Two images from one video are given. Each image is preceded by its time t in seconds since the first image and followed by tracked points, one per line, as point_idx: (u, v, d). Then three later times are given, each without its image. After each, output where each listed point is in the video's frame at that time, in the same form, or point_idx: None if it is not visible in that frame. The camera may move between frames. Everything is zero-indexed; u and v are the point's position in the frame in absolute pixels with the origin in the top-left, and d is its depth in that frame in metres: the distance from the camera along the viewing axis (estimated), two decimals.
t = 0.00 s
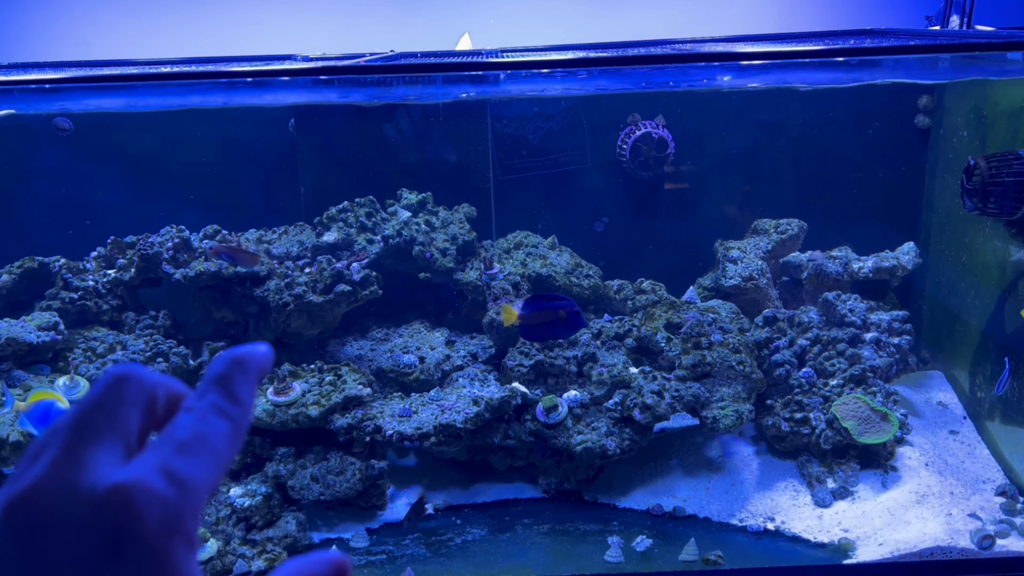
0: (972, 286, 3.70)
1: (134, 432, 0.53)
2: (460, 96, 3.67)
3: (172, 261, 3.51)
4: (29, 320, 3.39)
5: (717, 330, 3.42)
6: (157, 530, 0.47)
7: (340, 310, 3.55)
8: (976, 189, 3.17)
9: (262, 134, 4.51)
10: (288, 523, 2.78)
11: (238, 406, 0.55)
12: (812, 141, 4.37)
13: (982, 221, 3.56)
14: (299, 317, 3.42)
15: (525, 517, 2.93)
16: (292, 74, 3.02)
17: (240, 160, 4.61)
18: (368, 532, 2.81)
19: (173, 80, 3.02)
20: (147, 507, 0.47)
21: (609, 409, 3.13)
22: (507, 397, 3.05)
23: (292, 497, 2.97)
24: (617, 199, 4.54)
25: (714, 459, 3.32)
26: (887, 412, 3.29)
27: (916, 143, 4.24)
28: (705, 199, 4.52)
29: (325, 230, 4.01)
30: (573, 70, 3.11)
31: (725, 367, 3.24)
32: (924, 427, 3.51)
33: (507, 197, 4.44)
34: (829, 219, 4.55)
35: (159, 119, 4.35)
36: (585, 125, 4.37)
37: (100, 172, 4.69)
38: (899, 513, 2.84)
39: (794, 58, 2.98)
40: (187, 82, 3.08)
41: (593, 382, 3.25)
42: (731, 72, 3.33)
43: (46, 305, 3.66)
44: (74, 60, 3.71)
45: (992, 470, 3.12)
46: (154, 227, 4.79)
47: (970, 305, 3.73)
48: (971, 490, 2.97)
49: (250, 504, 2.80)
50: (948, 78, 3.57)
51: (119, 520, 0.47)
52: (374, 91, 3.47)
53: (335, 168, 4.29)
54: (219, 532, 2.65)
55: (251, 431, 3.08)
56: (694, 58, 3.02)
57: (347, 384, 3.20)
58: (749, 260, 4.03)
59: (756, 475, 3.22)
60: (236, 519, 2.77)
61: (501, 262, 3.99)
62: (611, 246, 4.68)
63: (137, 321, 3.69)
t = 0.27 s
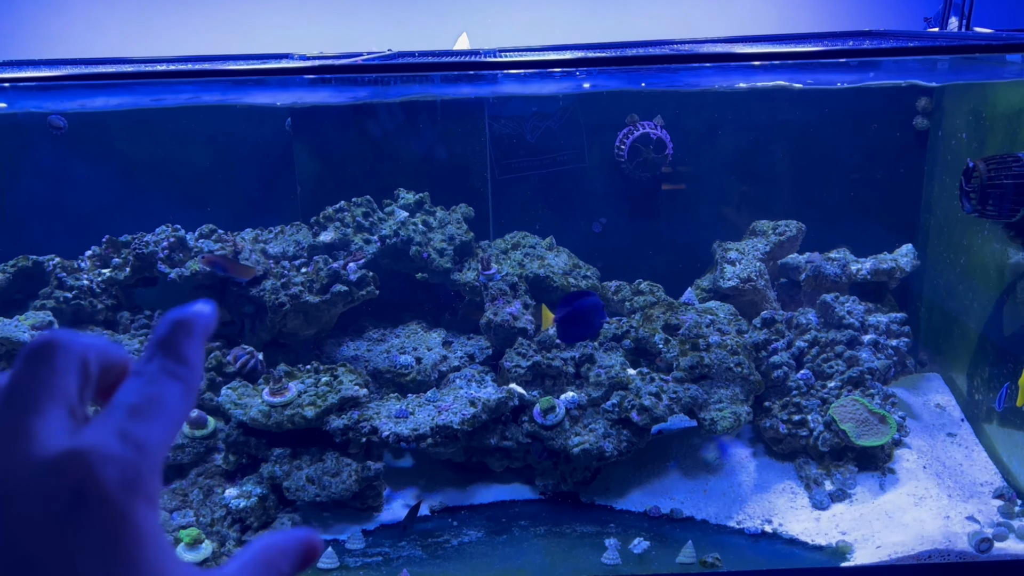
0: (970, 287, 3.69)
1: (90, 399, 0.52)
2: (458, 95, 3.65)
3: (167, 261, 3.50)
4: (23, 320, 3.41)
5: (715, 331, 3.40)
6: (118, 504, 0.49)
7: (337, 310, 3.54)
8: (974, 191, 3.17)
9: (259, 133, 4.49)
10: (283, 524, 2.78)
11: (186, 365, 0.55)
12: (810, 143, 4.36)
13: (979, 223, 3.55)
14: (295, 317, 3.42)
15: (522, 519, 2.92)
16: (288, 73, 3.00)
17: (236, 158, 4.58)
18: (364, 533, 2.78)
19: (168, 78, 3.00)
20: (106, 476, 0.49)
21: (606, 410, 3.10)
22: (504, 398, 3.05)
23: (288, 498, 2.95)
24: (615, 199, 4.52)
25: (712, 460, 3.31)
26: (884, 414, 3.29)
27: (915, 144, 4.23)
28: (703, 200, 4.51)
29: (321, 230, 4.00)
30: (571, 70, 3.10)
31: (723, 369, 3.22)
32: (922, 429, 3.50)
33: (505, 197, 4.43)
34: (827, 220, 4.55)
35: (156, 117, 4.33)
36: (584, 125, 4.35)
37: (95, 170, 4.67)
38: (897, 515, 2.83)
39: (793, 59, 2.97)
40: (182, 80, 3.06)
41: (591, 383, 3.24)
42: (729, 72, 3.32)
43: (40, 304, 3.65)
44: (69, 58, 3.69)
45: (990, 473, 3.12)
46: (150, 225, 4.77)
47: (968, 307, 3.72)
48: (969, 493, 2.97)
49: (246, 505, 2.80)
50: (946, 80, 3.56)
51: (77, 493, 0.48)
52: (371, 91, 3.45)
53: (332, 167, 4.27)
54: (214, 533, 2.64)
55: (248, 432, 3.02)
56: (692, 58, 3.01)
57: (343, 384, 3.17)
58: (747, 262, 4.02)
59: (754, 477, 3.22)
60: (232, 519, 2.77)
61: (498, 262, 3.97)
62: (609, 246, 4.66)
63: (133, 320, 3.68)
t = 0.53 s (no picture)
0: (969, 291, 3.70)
1: (324, 412, 1.19)
2: (459, 99, 3.67)
3: (167, 262, 3.53)
4: (23, 321, 3.43)
5: (716, 334, 3.42)
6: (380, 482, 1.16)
7: (338, 312, 3.39)
8: (972, 195, 3.19)
9: (259, 135, 4.50)
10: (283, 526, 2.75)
11: (404, 379, 1.18)
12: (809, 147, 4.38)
13: (978, 227, 3.57)
14: (295, 318, 3.28)
15: (522, 522, 2.79)
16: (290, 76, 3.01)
17: (236, 160, 4.59)
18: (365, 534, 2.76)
19: (169, 80, 3.01)
20: (370, 469, 1.16)
21: (607, 413, 3.16)
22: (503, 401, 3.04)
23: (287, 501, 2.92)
24: (614, 202, 4.54)
25: (712, 463, 3.30)
26: (884, 417, 3.36)
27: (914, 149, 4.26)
28: (702, 203, 4.53)
29: (322, 232, 4.01)
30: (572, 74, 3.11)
31: (723, 372, 3.25)
32: (921, 433, 3.52)
33: (505, 199, 4.44)
34: (825, 224, 4.57)
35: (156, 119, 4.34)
36: (584, 129, 4.37)
37: (95, 172, 4.67)
38: (897, 519, 2.84)
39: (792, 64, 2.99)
40: (184, 82, 3.06)
41: (591, 386, 3.27)
42: (729, 76, 3.34)
43: (40, 305, 3.66)
44: (72, 59, 3.71)
45: (989, 476, 3.13)
46: (149, 227, 4.77)
47: (967, 311, 3.74)
48: (968, 496, 2.98)
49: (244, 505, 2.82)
50: (945, 85, 3.59)
51: (346, 492, 1.17)
52: (373, 94, 3.46)
53: (332, 169, 4.27)
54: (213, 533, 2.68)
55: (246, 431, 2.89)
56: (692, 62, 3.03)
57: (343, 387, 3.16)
58: (747, 265, 4.03)
59: (753, 480, 3.22)
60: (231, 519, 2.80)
61: (499, 263, 4.02)
62: (608, 249, 4.68)
63: (132, 322, 3.68)
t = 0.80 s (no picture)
0: (971, 291, 3.71)
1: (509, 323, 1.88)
2: (462, 98, 3.66)
3: (169, 262, 3.47)
4: (24, 320, 3.43)
5: (718, 334, 3.44)
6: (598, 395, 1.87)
7: (340, 311, 3.50)
8: (973, 196, 3.20)
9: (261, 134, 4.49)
10: (286, 525, 2.65)
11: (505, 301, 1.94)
12: (810, 147, 4.39)
13: (979, 227, 3.58)
14: (297, 318, 3.46)
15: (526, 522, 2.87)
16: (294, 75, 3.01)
17: (238, 159, 4.59)
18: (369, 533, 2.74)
19: (172, 78, 3.00)
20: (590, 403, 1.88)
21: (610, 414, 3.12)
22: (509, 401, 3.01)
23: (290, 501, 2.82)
24: (617, 202, 4.53)
25: (716, 463, 3.18)
26: (886, 417, 3.36)
27: (916, 149, 4.26)
28: (704, 203, 4.54)
29: (325, 232, 4.00)
30: (576, 74, 3.11)
31: (726, 372, 3.27)
32: (922, 433, 3.53)
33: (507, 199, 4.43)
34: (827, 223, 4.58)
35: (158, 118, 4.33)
36: (586, 128, 4.37)
37: (95, 171, 4.67)
38: (898, 518, 2.84)
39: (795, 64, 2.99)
40: (186, 81, 3.06)
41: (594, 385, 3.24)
42: (733, 77, 3.34)
43: (42, 305, 3.66)
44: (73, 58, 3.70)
45: (990, 476, 3.15)
46: (150, 226, 4.77)
47: (969, 311, 3.74)
48: (969, 496, 3.00)
49: (249, 507, 2.80)
50: (947, 85, 3.59)
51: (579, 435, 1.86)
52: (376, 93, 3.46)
53: (334, 168, 4.26)
54: (218, 535, 2.74)
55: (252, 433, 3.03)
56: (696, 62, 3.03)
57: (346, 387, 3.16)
58: (749, 265, 4.02)
59: (757, 480, 3.17)
60: (235, 520, 2.81)
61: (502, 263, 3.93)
62: (610, 249, 4.68)
63: (134, 321, 3.69)
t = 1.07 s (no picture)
0: (954, 292, 3.73)
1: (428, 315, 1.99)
2: (447, 102, 3.66)
3: (153, 266, 3.46)
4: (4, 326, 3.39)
5: (703, 337, 3.45)
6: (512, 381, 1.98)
7: (324, 315, 3.51)
8: (957, 199, 3.21)
9: (246, 138, 4.48)
10: (270, 530, 2.65)
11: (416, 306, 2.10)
12: (795, 150, 4.41)
13: (962, 230, 3.60)
14: (281, 322, 3.44)
15: (510, 526, 2.90)
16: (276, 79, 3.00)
17: (224, 163, 4.58)
18: (352, 541, 2.72)
19: (154, 82, 2.99)
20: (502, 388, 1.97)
21: (594, 416, 3.13)
22: (492, 404, 3.03)
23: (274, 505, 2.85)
24: (603, 205, 4.55)
25: (699, 466, 3.32)
26: (870, 421, 3.31)
27: (899, 152, 4.29)
28: (690, 206, 4.55)
29: (309, 235, 3.97)
30: (559, 78, 3.12)
31: (710, 375, 3.26)
32: (907, 435, 3.55)
33: (494, 202, 4.44)
34: (811, 227, 4.60)
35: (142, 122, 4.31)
36: (572, 132, 4.38)
37: (79, 175, 4.64)
38: (883, 521, 2.84)
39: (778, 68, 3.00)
40: (168, 84, 3.05)
41: (578, 389, 3.25)
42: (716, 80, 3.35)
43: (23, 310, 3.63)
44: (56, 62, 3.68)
45: (974, 478, 3.16)
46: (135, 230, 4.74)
47: (952, 313, 3.76)
48: (953, 497, 3.01)
49: (231, 511, 2.66)
50: (930, 89, 3.62)
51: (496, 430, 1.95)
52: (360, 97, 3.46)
53: (319, 172, 4.26)
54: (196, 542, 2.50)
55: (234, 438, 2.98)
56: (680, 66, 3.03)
57: (330, 391, 3.16)
58: (734, 269, 4.04)
59: (740, 483, 3.22)
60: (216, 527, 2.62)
61: (487, 266, 3.99)
62: (597, 252, 4.70)
63: (117, 326, 3.66)
